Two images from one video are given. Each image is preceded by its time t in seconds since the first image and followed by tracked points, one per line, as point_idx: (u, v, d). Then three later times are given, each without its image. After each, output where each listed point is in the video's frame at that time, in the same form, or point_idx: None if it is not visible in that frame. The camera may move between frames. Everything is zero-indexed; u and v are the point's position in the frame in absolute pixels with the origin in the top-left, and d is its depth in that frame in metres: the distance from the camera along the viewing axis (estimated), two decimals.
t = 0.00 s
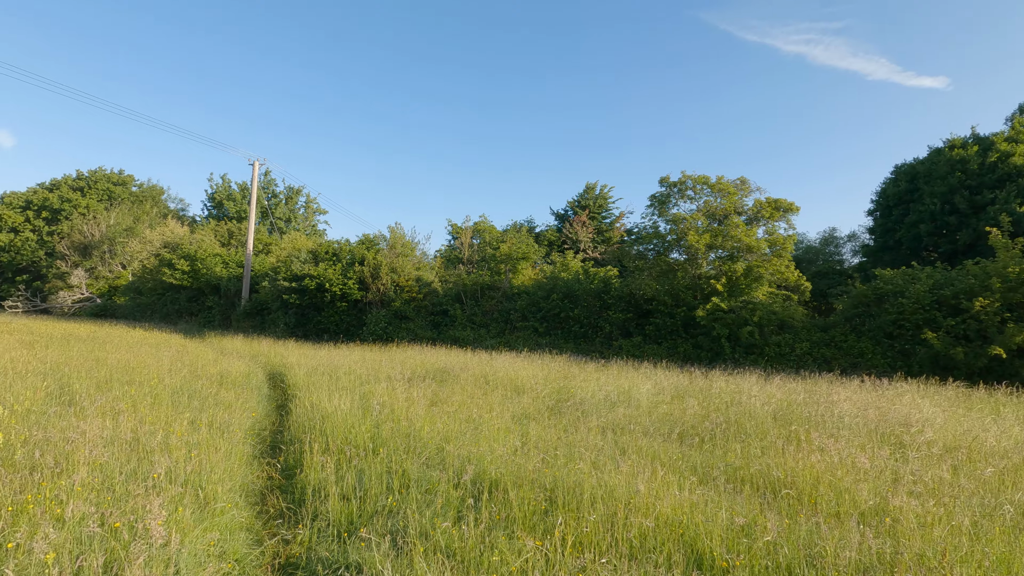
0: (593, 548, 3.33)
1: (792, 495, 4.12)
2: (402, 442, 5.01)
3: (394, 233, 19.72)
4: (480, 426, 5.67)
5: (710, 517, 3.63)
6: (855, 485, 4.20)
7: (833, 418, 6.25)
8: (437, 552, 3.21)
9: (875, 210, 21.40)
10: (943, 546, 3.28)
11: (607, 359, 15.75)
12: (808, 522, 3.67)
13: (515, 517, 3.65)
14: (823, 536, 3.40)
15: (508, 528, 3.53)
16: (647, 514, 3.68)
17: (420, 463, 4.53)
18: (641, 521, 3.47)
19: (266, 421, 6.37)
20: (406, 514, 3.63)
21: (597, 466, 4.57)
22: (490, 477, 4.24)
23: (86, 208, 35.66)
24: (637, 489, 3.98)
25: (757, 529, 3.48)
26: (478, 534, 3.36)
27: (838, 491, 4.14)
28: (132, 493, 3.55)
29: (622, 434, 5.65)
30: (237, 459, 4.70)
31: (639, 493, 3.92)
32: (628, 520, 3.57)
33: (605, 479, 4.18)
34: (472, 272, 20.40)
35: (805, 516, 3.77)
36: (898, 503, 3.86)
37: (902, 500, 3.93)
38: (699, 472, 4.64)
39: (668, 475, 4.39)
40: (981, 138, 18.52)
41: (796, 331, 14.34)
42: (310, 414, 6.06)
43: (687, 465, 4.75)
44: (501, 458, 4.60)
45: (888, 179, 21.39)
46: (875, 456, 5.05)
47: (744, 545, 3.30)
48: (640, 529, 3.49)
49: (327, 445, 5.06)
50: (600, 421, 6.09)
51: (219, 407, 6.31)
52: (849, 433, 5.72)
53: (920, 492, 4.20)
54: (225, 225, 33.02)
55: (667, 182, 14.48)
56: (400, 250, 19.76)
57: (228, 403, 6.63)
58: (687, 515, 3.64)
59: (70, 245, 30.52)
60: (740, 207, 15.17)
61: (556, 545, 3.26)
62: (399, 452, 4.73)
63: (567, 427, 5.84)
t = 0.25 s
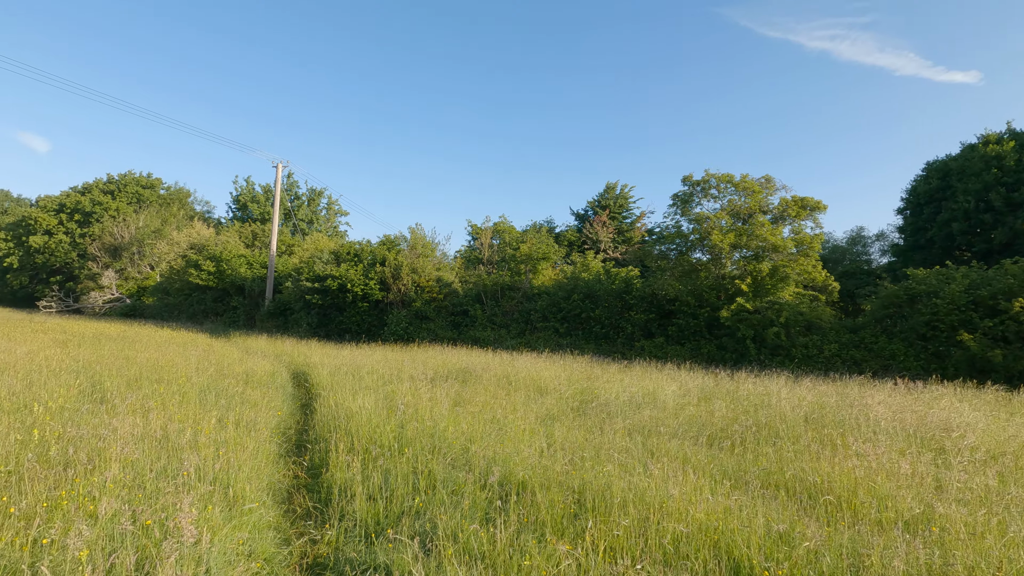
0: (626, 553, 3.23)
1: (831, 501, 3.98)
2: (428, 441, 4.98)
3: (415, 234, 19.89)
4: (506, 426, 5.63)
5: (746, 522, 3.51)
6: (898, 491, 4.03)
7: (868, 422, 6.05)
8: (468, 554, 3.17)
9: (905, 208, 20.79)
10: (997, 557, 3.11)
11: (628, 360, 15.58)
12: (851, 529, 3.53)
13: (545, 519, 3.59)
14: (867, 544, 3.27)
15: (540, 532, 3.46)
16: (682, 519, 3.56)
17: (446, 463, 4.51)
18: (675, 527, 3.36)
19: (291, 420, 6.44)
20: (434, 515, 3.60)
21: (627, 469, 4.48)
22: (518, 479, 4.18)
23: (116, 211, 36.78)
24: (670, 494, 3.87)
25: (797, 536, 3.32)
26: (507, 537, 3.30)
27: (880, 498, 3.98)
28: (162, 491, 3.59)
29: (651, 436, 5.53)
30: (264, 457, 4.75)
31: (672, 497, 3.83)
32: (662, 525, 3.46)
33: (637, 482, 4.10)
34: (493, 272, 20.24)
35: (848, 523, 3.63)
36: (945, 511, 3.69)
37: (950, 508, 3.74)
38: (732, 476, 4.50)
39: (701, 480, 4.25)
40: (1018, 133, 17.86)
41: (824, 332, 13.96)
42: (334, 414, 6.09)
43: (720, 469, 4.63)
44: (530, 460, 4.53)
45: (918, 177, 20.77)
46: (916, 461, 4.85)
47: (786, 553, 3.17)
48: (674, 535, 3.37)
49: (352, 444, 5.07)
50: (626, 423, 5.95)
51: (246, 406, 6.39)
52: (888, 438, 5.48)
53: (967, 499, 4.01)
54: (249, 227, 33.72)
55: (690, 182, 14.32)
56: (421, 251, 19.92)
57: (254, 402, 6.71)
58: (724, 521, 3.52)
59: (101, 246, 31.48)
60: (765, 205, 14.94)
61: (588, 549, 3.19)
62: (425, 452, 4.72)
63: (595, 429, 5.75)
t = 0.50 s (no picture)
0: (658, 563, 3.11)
1: (876, 512, 3.77)
2: (453, 444, 4.95)
3: (437, 235, 20.03)
4: (530, 428, 5.55)
5: (785, 533, 3.35)
6: (950, 502, 3.81)
7: (909, 427, 5.76)
8: (496, 562, 3.10)
9: (941, 205, 19.95)
10: None
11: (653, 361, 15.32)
12: (900, 542, 3.35)
13: (574, 526, 3.50)
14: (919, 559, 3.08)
15: (569, 540, 3.37)
16: (718, 529, 3.42)
17: (471, 466, 4.46)
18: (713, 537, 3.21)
19: (316, 421, 6.51)
20: (460, 520, 3.56)
21: (657, 475, 4.35)
22: (545, 484, 4.10)
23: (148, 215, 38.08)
24: (705, 502, 3.73)
25: (842, 550, 3.14)
26: (536, 545, 3.22)
27: (929, 508, 3.76)
28: (189, 492, 3.63)
29: (680, 441, 5.37)
30: (289, 458, 4.79)
31: (706, 505, 3.69)
32: (696, 535, 3.32)
33: (665, 489, 3.97)
34: (515, 273, 20.13)
35: (896, 536, 3.43)
36: (1002, 524, 3.45)
37: (1006, 521, 3.51)
38: (768, 483, 4.32)
39: (736, 487, 4.10)
40: None
41: (857, 334, 13.47)
42: (358, 415, 6.12)
43: (755, 476, 4.46)
44: (558, 464, 4.44)
45: (956, 173, 19.91)
46: (964, 469, 4.59)
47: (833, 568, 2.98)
48: (710, 546, 3.23)
49: (377, 445, 5.07)
50: (653, 426, 5.80)
51: (272, 406, 6.48)
52: (932, 445, 5.20)
53: None
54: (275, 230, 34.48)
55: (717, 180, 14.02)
56: (443, 252, 20.06)
57: (280, 402, 6.80)
58: (763, 531, 3.35)
59: (134, 249, 32.62)
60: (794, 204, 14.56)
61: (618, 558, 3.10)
62: (450, 455, 4.68)
63: (621, 432, 5.62)
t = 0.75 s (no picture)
0: None
1: (931, 537, 3.51)
2: (478, 455, 4.88)
3: (461, 242, 20.14)
4: (557, 439, 5.45)
5: (833, 559, 3.14)
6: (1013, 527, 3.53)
7: (959, 442, 5.41)
8: None
9: (983, 207, 19.03)
10: None
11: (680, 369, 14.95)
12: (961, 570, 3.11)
13: (604, 546, 3.37)
14: None
15: (600, 561, 3.24)
16: (758, 552, 3.24)
17: (497, 479, 4.37)
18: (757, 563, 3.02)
19: (340, 429, 6.53)
20: (485, 537, 3.46)
21: (691, 491, 4.17)
22: (573, 499, 3.98)
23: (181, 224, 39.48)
24: (744, 522, 3.55)
25: None
26: (567, 566, 3.09)
27: (989, 533, 3.49)
28: (211, 504, 3.62)
29: (713, 454, 5.16)
30: (313, 468, 4.80)
31: (744, 525, 3.51)
32: (737, 560, 3.14)
33: (698, 507, 3.79)
34: (539, 280, 19.95)
35: (955, 563, 3.18)
36: None
37: None
38: (809, 503, 4.09)
39: (776, 506, 3.89)
40: None
41: (895, 342, 12.88)
42: (382, 423, 6.11)
43: (795, 494, 4.24)
44: (586, 479, 4.32)
45: (999, 173, 18.97)
46: None
47: None
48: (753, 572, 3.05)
49: (400, 455, 5.04)
50: (682, 439, 5.61)
51: (296, 414, 6.54)
52: (987, 462, 4.87)
53: None
54: (303, 237, 35.31)
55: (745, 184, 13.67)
56: (467, 259, 20.21)
57: (305, 410, 6.87)
58: (810, 557, 3.15)
59: (168, 257, 33.82)
60: (827, 208, 14.12)
61: None
62: (475, 467, 4.61)
63: (651, 444, 5.45)
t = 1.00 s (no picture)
0: None
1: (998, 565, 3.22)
2: (503, 466, 4.77)
3: (485, 248, 20.19)
4: (582, 450, 5.31)
5: None
6: None
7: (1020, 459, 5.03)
8: None
9: None
10: None
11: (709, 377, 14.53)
12: None
13: (639, 566, 3.21)
14: None
15: None
16: None
17: (523, 492, 4.26)
18: None
19: (364, 437, 6.54)
20: (512, 554, 3.34)
21: (728, 510, 3.96)
22: (604, 515, 3.83)
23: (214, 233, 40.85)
24: (791, 544, 3.33)
25: None
26: None
27: None
28: (231, 516, 3.58)
29: (747, 469, 4.92)
30: (335, 477, 4.78)
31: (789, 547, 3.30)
32: None
33: (734, 527, 3.60)
34: (563, 286, 19.88)
35: None
36: None
37: None
38: (856, 525, 3.83)
39: (825, 527, 3.65)
40: None
41: (938, 350, 12.18)
42: (405, 431, 6.09)
43: (843, 514, 3.97)
44: (617, 494, 4.15)
45: None
46: None
47: None
48: None
49: (424, 466, 4.98)
50: (713, 451, 5.38)
51: (321, 422, 6.58)
52: None
53: None
54: (330, 245, 36.07)
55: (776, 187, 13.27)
56: (491, 265, 20.25)
57: (329, 417, 6.91)
58: None
59: (201, 265, 34.98)
60: (862, 211, 13.60)
61: None
62: (500, 479, 4.50)
63: (682, 457, 5.25)
